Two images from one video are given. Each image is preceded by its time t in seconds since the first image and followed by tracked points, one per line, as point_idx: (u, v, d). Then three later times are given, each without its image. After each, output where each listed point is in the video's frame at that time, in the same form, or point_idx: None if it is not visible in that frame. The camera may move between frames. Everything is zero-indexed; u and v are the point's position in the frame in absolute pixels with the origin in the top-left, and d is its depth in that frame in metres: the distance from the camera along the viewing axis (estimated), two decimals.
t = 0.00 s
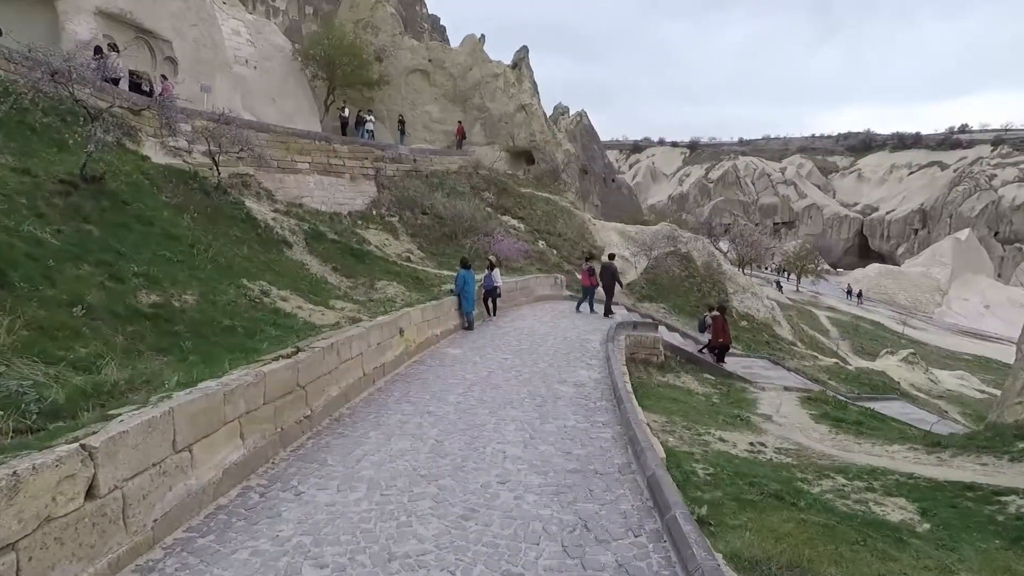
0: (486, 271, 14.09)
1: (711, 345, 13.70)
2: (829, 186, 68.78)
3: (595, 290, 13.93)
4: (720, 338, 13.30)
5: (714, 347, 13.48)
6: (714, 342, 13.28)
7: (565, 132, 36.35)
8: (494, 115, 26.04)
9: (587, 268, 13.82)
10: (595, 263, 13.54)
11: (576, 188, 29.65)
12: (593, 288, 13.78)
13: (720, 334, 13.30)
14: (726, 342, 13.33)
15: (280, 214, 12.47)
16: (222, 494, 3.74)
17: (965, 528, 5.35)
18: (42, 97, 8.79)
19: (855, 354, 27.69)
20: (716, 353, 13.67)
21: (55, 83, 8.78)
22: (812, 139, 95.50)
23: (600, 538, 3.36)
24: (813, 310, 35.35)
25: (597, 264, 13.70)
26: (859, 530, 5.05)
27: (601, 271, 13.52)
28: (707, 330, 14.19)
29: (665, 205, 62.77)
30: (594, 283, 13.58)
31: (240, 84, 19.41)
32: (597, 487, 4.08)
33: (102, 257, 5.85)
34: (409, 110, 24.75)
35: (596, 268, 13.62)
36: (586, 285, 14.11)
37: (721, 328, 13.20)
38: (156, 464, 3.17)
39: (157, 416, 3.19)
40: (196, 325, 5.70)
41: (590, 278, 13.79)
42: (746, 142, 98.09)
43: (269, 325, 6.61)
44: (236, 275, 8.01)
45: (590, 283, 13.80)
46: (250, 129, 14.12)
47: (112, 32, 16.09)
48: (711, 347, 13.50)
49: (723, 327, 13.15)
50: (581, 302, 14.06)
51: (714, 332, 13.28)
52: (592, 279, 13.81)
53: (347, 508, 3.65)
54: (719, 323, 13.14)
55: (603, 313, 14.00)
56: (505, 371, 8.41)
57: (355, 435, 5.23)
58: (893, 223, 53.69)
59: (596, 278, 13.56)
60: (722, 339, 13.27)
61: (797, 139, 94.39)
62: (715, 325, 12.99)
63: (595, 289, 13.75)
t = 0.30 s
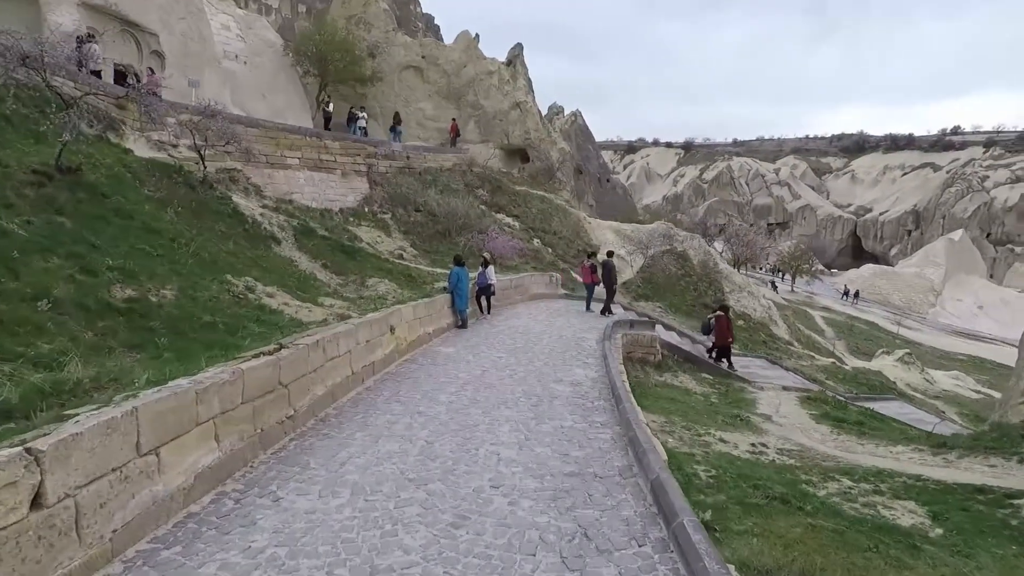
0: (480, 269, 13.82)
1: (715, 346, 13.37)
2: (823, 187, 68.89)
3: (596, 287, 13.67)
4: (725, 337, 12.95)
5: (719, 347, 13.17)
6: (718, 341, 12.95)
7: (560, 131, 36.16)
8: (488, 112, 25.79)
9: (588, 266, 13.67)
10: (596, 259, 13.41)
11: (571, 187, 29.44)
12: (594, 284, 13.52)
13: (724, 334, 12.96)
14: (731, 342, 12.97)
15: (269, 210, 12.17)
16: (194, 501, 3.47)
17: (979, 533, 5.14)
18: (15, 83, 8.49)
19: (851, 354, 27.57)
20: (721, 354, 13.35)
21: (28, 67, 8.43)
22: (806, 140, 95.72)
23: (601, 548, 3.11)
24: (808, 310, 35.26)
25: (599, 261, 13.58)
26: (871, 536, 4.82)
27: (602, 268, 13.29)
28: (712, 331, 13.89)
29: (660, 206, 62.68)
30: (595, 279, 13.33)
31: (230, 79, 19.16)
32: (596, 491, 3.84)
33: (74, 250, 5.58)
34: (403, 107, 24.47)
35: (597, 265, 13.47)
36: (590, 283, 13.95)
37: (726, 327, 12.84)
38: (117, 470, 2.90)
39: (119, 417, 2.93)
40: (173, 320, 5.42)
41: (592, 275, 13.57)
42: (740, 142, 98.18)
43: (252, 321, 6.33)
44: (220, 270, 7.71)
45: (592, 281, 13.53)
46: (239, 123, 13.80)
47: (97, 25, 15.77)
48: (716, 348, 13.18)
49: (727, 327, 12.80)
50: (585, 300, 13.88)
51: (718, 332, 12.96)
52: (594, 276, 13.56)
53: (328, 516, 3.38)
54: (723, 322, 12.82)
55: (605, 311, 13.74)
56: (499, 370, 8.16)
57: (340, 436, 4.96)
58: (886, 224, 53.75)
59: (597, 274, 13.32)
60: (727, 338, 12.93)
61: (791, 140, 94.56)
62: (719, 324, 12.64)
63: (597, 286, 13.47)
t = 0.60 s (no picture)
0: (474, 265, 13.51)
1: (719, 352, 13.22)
2: (816, 189, 69.01)
3: (598, 285, 13.38)
4: (730, 345, 12.78)
5: (722, 352, 13.01)
6: (723, 348, 12.79)
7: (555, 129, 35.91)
8: (483, 108, 25.48)
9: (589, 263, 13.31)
10: (596, 255, 13.10)
11: (566, 185, 29.17)
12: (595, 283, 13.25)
13: (729, 340, 12.79)
14: (735, 350, 12.80)
15: (257, 203, 11.82)
16: (160, 510, 3.16)
17: (1000, 542, 4.90)
18: None
19: (846, 354, 27.45)
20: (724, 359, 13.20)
21: None
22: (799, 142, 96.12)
23: (608, 565, 2.82)
24: (802, 310, 35.17)
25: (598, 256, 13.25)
26: (888, 546, 4.55)
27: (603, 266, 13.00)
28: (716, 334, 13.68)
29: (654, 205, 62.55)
30: (595, 277, 13.05)
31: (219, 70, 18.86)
32: (600, 500, 3.54)
33: (41, 238, 5.23)
34: (397, 101, 24.10)
35: (598, 262, 13.13)
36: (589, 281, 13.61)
37: (731, 335, 12.67)
38: (64, 478, 2.58)
39: (68, 419, 2.61)
40: (147, 313, 5.08)
41: (593, 272, 13.24)
42: (734, 143, 98.31)
43: (234, 316, 5.99)
44: (202, 263, 7.36)
45: (593, 278, 13.19)
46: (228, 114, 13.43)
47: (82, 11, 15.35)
48: (720, 353, 13.01)
49: (732, 334, 12.63)
50: (585, 299, 13.64)
51: (723, 339, 12.80)
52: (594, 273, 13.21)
53: (307, 527, 3.08)
54: (729, 329, 12.64)
55: (606, 309, 13.51)
56: (494, 368, 7.85)
57: (324, 438, 4.64)
58: (878, 226, 53.87)
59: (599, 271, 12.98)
60: (732, 345, 12.76)
61: (785, 142, 94.87)
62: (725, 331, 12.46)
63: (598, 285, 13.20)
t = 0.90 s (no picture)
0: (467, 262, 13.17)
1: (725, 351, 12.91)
2: (808, 185, 69.07)
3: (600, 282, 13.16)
4: (735, 342, 12.47)
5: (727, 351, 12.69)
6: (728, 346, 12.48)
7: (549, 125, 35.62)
8: (476, 103, 25.13)
9: (591, 259, 13.24)
10: (597, 252, 12.97)
11: (560, 181, 28.89)
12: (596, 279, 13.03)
13: (735, 338, 12.47)
14: (740, 347, 12.48)
15: (242, 198, 11.44)
16: (120, 530, 2.84)
17: None
18: None
19: (842, 350, 27.33)
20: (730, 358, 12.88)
21: None
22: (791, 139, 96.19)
23: None
24: (796, 306, 35.06)
25: (600, 253, 13.10)
26: (912, 554, 4.30)
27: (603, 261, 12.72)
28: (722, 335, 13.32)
29: (647, 202, 62.41)
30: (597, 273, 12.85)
31: (204, 64, 18.51)
32: (609, 513, 3.23)
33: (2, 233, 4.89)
34: (388, 96, 23.72)
35: (600, 258, 13.03)
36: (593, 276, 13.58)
37: (736, 333, 12.35)
38: None
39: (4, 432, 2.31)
40: (117, 312, 4.75)
41: (595, 269, 13.12)
42: (727, 140, 98.29)
43: (213, 315, 5.65)
44: (181, 260, 7.01)
45: (595, 274, 13.09)
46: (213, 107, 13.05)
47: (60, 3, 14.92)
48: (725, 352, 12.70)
49: (739, 330, 12.30)
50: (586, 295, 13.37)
51: (728, 336, 12.50)
52: (597, 269, 13.11)
53: (284, 549, 2.75)
54: (734, 326, 12.34)
55: (606, 306, 13.24)
56: (489, 368, 7.55)
57: (308, 446, 4.31)
58: (869, 222, 53.87)
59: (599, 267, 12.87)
60: (738, 343, 12.45)
61: (777, 139, 94.91)
62: (730, 328, 12.16)
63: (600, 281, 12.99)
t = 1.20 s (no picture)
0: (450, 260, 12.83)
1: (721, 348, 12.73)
2: (790, 178, 69.46)
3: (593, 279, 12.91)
4: (730, 339, 12.31)
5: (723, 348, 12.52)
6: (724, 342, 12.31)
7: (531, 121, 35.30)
8: (457, 100, 24.77)
9: (582, 254, 12.97)
10: (589, 247, 12.68)
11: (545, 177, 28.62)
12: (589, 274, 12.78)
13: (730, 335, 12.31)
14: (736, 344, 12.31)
15: (215, 199, 11.04)
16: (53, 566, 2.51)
17: None
18: None
19: (830, 340, 27.33)
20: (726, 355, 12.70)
21: None
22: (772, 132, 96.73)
23: None
24: (783, 297, 35.10)
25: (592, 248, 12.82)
26: (926, 556, 4.06)
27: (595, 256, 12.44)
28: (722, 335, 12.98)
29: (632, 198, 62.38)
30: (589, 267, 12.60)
31: (175, 62, 17.99)
32: (606, 528, 2.94)
33: None
34: (367, 94, 23.28)
35: (592, 253, 12.77)
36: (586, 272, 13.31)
37: (732, 329, 12.17)
38: None
39: None
40: (66, 321, 4.39)
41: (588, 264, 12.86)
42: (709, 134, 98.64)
43: (176, 320, 5.27)
44: (145, 263, 6.62)
45: (587, 269, 12.86)
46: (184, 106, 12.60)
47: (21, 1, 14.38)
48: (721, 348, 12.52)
49: (734, 327, 12.10)
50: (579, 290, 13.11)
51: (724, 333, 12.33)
52: (588, 265, 12.88)
53: None
54: (729, 322, 12.16)
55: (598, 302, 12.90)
56: (475, 369, 7.24)
57: (277, 460, 3.96)
58: (851, 212, 54.29)
59: (591, 262, 12.63)
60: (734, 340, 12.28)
61: (758, 132, 95.46)
62: (725, 324, 11.96)
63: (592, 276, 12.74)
